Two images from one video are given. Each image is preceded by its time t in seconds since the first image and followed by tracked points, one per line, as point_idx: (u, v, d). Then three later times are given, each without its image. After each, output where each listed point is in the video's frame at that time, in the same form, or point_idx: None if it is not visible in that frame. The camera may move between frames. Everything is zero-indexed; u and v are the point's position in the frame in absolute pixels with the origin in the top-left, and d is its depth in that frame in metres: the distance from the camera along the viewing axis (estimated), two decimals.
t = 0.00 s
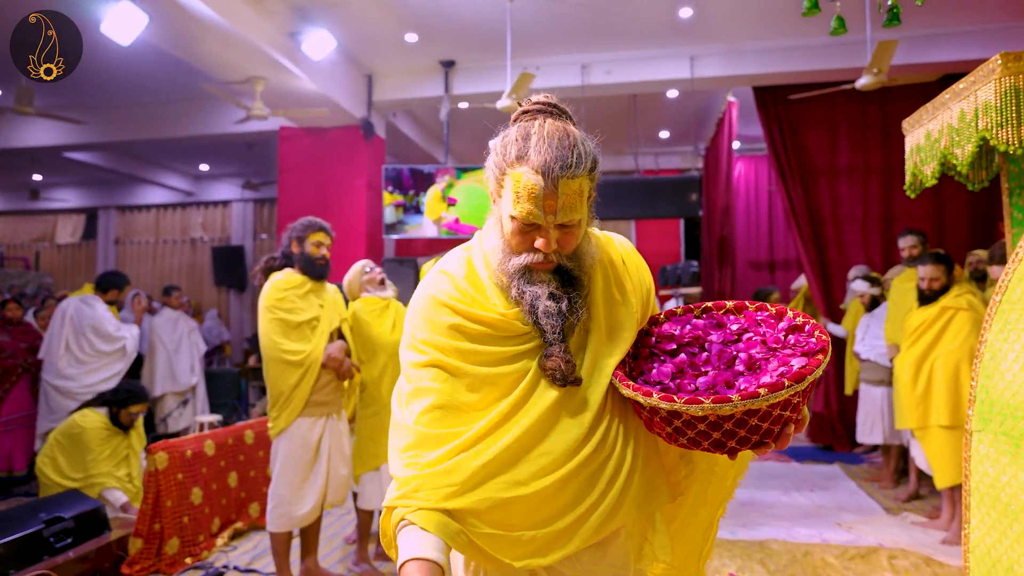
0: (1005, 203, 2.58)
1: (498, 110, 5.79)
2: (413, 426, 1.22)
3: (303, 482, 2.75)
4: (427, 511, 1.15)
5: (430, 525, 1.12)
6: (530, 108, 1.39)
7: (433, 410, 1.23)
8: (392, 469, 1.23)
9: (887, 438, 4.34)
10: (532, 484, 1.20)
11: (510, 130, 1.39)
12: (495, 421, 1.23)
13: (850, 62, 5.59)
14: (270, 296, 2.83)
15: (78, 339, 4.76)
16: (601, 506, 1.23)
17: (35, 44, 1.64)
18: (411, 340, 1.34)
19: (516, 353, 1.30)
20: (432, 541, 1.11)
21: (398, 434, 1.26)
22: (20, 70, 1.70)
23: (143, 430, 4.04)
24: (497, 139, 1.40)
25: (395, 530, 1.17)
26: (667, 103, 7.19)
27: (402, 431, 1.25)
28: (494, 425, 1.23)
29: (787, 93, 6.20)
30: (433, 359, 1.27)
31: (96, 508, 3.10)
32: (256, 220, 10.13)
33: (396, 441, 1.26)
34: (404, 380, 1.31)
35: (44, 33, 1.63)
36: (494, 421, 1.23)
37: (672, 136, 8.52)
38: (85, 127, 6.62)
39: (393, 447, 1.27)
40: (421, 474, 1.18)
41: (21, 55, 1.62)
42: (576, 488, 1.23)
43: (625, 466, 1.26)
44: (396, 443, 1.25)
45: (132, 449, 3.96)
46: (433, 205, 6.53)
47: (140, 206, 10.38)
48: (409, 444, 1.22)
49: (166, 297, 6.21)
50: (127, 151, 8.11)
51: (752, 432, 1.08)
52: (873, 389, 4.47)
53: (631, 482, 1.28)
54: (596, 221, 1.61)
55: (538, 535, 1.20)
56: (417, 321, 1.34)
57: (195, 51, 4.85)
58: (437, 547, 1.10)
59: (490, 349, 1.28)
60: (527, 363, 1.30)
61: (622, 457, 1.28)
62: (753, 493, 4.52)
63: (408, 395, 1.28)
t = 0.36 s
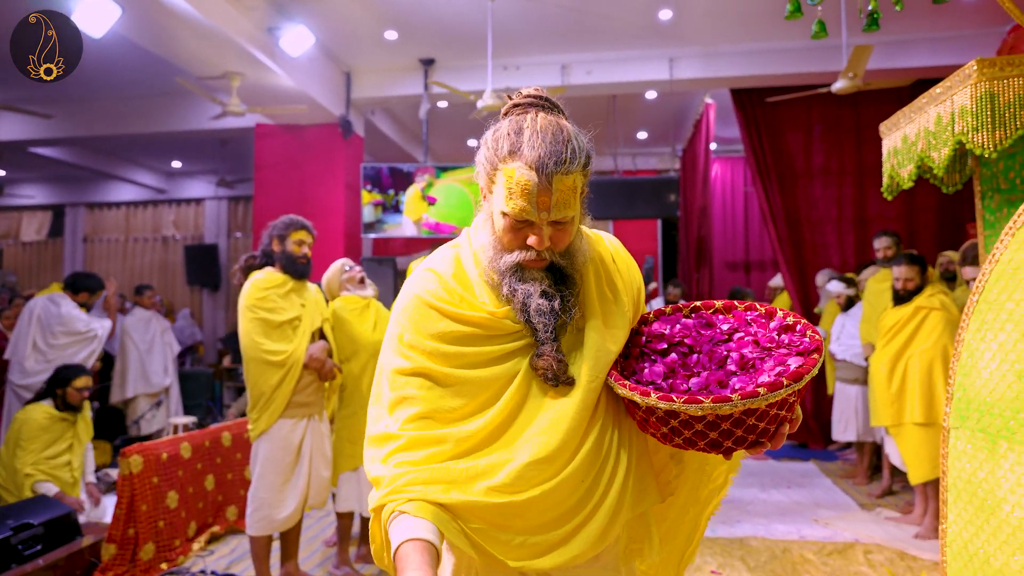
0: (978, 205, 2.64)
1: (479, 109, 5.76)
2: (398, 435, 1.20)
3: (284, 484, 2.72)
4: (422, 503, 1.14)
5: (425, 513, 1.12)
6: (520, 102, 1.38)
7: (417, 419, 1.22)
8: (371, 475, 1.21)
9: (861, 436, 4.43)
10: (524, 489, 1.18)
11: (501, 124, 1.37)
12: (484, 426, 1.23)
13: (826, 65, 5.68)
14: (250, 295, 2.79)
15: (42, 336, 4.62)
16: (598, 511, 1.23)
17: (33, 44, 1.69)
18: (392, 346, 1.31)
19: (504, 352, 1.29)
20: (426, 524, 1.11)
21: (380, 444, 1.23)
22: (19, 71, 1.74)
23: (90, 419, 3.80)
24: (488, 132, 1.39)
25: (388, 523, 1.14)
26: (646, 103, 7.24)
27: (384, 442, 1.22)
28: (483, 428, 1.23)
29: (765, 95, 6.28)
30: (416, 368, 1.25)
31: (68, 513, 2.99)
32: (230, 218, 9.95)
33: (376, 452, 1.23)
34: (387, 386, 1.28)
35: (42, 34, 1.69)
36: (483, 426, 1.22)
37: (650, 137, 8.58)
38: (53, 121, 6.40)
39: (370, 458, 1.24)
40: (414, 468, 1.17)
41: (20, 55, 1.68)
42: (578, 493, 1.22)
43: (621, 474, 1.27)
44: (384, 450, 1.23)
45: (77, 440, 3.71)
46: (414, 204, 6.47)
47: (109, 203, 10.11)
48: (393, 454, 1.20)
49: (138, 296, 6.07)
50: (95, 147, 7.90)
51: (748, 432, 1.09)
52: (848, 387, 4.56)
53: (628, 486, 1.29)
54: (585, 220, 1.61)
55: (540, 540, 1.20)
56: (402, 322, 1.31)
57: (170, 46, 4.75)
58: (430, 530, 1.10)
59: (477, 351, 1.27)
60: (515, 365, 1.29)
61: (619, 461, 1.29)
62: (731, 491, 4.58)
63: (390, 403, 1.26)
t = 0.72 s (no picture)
0: (951, 207, 2.69)
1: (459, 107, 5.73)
2: (386, 443, 1.18)
3: (262, 488, 2.67)
4: (411, 512, 1.11)
5: (415, 523, 1.09)
6: (510, 95, 1.36)
7: (406, 424, 1.20)
8: (358, 487, 1.18)
9: (835, 433, 4.51)
10: (513, 494, 1.17)
11: (491, 118, 1.35)
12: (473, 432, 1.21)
13: (802, 68, 5.76)
14: (226, 294, 2.74)
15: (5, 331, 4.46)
16: (585, 511, 1.23)
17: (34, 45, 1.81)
18: (377, 349, 1.28)
19: (494, 353, 1.27)
20: (419, 538, 1.09)
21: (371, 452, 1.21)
22: (20, 71, 1.87)
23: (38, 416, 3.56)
24: (477, 126, 1.37)
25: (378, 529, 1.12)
26: (624, 104, 7.27)
27: (372, 451, 1.20)
28: (471, 434, 1.21)
29: (742, 97, 6.36)
30: (403, 372, 1.22)
31: (35, 519, 2.90)
32: (203, 216, 9.78)
33: (365, 461, 1.21)
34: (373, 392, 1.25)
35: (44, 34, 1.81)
36: (472, 433, 1.21)
37: (628, 137, 8.63)
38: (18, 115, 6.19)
39: (359, 469, 1.22)
40: (404, 474, 1.15)
41: (21, 55, 1.80)
42: (565, 495, 1.21)
43: (610, 474, 1.26)
44: (371, 456, 1.21)
45: (24, 437, 3.46)
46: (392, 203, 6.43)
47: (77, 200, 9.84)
48: (381, 461, 1.18)
49: (107, 295, 5.92)
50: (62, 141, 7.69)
51: (739, 431, 1.10)
52: (823, 386, 4.63)
53: (617, 486, 1.28)
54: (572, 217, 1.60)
55: (526, 550, 1.18)
56: (388, 323, 1.28)
57: (142, 38, 4.64)
58: (421, 540, 1.08)
59: (467, 352, 1.25)
60: (505, 366, 1.27)
61: (606, 461, 1.28)
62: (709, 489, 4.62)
63: (377, 409, 1.23)
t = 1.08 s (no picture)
0: (929, 207, 2.72)
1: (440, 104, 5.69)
2: (380, 457, 1.17)
3: (240, 491, 2.61)
4: (407, 542, 1.11)
5: (410, 555, 1.09)
6: (503, 91, 1.33)
7: (399, 433, 1.18)
8: (356, 505, 1.18)
9: (814, 431, 4.57)
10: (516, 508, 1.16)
11: (483, 115, 1.32)
12: (467, 442, 1.19)
13: (781, 70, 5.81)
14: (203, 293, 2.67)
15: None
16: (583, 522, 1.22)
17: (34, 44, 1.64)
18: (367, 355, 1.25)
19: (486, 360, 1.25)
20: (415, 567, 1.08)
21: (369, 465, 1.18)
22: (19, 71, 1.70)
23: None
24: (469, 123, 1.34)
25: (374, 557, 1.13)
26: (605, 103, 7.28)
27: (367, 464, 1.18)
28: (465, 444, 1.19)
29: (723, 97, 6.41)
30: (395, 378, 1.20)
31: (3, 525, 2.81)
32: (177, 214, 9.62)
33: (361, 474, 1.20)
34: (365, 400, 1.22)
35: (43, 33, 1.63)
36: (465, 443, 1.19)
37: (608, 137, 8.65)
38: None
39: (355, 484, 1.21)
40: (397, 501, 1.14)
41: (20, 56, 1.64)
42: (561, 506, 1.20)
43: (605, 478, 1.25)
44: (364, 469, 1.19)
45: None
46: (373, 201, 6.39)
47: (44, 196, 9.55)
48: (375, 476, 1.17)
49: (78, 294, 5.77)
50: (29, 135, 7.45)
51: (734, 435, 1.09)
52: (803, 384, 4.68)
53: (609, 492, 1.27)
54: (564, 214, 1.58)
55: (526, 565, 1.17)
56: (379, 328, 1.25)
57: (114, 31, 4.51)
58: None
59: (461, 358, 1.22)
60: (498, 371, 1.25)
61: (600, 467, 1.26)
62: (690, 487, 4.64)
63: (369, 417, 1.21)
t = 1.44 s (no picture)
0: (914, 208, 2.73)
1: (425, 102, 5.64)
2: (369, 448, 1.14)
3: (222, 495, 2.56)
4: (408, 507, 1.08)
5: (412, 517, 1.07)
6: (504, 85, 1.31)
7: (388, 429, 1.16)
8: (341, 494, 1.14)
9: (798, 429, 4.60)
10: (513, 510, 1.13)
11: (484, 108, 1.30)
12: (459, 441, 1.17)
13: (765, 71, 5.85)
14: (185, 292, 2.61)
15: None
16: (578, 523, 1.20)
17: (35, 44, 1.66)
18: (359, 347, 1.21)
19: (482, 352, 1.22)
20: (414, 528, 1.06)
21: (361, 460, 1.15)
22: (20, 71, 1.72)
23: None
24: (471, 117, 1.31)
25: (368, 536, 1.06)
26: (590, 103, 7.27)
27: (358, 456, 1.15)
28: (457, 441, 1.16)
29: (707, 98, 6.44)
30: (385, 375, 1.17)
31: None
32: (155, 211, 9.50)
33: (349, 466, 1.16)
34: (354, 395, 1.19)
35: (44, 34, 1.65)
36: (458, 441, 1.17)
37: (592, 137, 8.65)
38: None
39: (342, 476, 1.17)
40: (397, 477, 1.12)
41: (21, 55, 1.65)
42: (553, 508, 1.19)
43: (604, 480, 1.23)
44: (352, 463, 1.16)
45: None
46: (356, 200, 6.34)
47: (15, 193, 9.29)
48: (366, 466, 1.14)
49: (52, 294, 5.62)
50: None
51: (735, 434, 1.07)
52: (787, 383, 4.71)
53: (609, 499, 1.25)
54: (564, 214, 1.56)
55: (520, 563, 1.16)
56: (371, 321, 1.22)
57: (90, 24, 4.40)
58: (418, 533, 1.05)
59: (454, 352, 1.20)
60: (492, 368, 1.23)
61: (598, 471, 1.24)
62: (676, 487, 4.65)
63: (360, 409, 1.18)
